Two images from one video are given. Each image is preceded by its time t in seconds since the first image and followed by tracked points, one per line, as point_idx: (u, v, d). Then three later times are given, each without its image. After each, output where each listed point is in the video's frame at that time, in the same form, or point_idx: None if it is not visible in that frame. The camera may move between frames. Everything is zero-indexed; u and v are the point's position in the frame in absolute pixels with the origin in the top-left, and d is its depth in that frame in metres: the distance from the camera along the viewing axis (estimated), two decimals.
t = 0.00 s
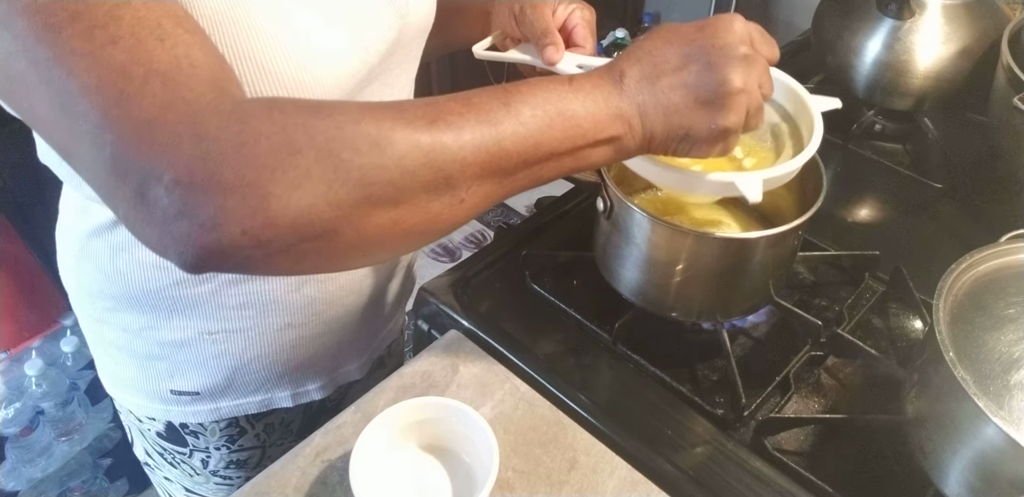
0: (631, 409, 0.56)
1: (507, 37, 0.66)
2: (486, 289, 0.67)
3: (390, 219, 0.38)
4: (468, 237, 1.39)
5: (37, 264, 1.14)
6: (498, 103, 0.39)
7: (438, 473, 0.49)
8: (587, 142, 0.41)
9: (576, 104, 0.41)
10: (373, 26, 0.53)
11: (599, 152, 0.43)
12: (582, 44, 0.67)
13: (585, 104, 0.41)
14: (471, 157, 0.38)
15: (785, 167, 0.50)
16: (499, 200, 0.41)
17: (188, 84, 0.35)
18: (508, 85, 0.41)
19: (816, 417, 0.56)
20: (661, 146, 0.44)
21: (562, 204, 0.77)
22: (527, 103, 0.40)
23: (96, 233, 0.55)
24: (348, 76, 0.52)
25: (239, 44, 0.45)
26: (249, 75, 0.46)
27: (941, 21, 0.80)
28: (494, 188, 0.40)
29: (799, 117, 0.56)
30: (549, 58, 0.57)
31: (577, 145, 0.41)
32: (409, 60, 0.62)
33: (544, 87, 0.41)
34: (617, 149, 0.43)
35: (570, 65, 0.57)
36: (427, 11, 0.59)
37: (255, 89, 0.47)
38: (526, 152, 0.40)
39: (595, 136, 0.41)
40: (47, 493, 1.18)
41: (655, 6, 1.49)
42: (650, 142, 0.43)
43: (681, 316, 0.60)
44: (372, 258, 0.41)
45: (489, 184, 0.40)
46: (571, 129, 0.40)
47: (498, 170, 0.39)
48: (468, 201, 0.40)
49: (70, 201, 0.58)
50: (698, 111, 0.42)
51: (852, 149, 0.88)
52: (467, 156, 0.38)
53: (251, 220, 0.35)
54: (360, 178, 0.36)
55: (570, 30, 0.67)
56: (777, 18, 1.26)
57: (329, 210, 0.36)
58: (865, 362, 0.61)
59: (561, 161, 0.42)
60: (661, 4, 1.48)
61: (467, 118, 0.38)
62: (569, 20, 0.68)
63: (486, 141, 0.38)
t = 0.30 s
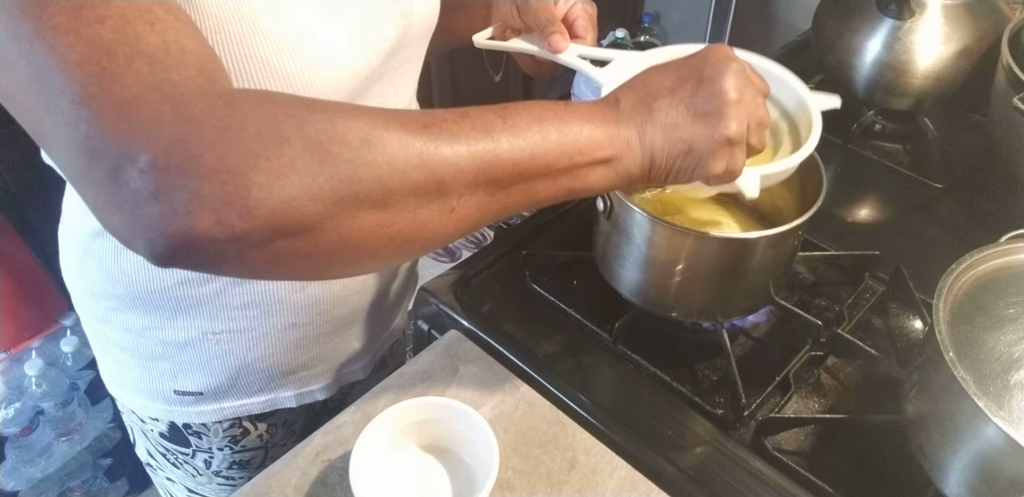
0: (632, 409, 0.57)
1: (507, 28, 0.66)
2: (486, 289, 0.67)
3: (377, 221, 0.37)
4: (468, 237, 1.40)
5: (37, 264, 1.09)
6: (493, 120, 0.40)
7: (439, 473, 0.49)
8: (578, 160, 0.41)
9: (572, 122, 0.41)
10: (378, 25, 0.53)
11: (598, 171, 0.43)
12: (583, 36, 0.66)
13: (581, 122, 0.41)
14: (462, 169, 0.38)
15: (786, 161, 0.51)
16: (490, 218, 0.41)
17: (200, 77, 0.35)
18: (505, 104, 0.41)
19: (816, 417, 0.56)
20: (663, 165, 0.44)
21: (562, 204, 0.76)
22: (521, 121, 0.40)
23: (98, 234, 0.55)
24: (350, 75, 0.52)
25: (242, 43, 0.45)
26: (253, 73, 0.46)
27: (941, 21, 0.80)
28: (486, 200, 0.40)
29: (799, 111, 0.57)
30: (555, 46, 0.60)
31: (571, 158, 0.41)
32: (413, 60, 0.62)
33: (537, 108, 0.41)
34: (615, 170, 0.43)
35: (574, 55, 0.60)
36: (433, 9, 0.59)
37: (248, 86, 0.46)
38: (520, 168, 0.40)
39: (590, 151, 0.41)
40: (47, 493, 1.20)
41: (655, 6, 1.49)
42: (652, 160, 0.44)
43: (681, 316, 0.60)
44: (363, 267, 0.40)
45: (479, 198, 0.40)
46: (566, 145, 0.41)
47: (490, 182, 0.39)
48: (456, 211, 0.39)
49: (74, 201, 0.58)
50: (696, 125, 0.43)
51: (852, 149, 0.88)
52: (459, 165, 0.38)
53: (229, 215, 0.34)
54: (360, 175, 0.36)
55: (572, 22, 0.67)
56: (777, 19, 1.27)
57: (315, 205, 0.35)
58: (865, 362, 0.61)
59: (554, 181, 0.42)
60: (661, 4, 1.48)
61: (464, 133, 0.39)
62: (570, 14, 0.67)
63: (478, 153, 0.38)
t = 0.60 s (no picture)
0: (633, 410, 0.57)
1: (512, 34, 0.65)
2: (486, 289, 0.67)
3: (346, 233, 0.36)
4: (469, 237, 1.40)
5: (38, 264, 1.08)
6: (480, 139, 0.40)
7: (438, 473, 0.49)
8: (566, 185, 0.41)
9: (561, 146, 0.41)
10: (378, 25, 0.54)
11: (590, 198, 0.42)
12: (588, 40, 0.67)
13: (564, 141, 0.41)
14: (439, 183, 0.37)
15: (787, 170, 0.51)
16: (470, 238, 0.40)
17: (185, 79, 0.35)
18: (489, 127, 0.41)
19: (816, 417, 0.56)
20: (662, 195, 0.44)
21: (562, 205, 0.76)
22: (509, 142, 0.40)
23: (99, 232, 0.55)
24: (352, 76, 0.52)
25: (240, 45, 0.45)
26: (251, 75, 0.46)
27: (941, 21, 0.80)
28: (466, 220, 0.39)
29: (803, 112, 0.56)
30: (561, 49, 0.58)
31: (554, 177, 0.40)
32: (415, 61, 0.62)
33: (528, 130, 0.41)
34: (607, 198, 0.42)
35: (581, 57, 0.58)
36: (433, 11, 0.60)
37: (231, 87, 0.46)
38: (501, 188, 0.39)
39: (579, 177, 0.41)
40: (47, 493, 1.21)
41: (655, 6, 1.50)
42: (649, 190, 0.43)
43: (681, 316, 0.60)
44: (338, 282, 0.39)
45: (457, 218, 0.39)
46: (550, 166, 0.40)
47: (468, 201, 0.38)
48: (433, 228, 0.38)
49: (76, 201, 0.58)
50: (698, 153, 0.43)
51: (852, 149, 0.88)
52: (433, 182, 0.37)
53: (194, 213, 0.33)
54: (361, 174, 0.36)
55: (576, 27, 0.67)
56: (777, 19, 1.27)
57: (281, 211, 0.34)
58: (865, 362, 0.61)
59: (540, 205, 0.41)
60: (661, 4, 1.48)
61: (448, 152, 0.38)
62: (574, 18, 0.67)
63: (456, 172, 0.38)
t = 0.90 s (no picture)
0: (632, 409, 0.57)
1: (511, 38, 0.65)
2: (486, 288, 0.67)
3: (327, 236, 0.36)
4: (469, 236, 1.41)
5: (37, 261, 1.08)
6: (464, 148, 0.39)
7: (438, 473, 0.49)
8: (555, 195, 0.40)
9: (548, 157, 0.40)
10: (377, 24, 0.54)
11: (577, 209, 0.41)
12: (586, 45, 0.67)
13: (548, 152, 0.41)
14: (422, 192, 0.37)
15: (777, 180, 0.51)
16: (456, 247, 0.39)
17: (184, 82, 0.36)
18: (475, 137, 0.40)
19: (816, 417, 0.56)
20: (657, 206, 0.43)
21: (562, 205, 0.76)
22: (495, 151, 0.40)
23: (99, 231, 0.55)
24: (349, 76, 0.52)
25: (235, 44, 0.45)
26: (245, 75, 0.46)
27: (941, 21, 0.80)
28: (451, 228, 0.38)
29: (795, 126, 0.56)
30: (557, 53, 0.59)
31: (537, 186, 0.40)
32: (414, 61, 0.62)
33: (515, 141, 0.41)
34: (597, 209, 0.42)
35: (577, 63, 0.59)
36: (432, 10, 0.60)
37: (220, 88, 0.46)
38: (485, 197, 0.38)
39: (569, 188, 0.40)
40: (47, 493, 1.20)
41: (655, 6, 1.50)
42: (643, 201, 0.43)
43: (681, 316, 0.60)
44: (325, 288, 0.38)
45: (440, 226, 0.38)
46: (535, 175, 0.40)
47: (451, 209, 0.38)
48: (414, 236, 0.38)
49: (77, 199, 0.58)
50: (687, 159, 0.43)
51: (852, 149, 0.88)
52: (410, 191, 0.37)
53: (169, 213, 0.33)
54: (361, 173, 0.36)
55: (574, 32, 0.67)
56: (777, 19, 1.27)
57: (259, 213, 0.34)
58: (865, 362, 0.61)
59: (529, 216, 0.40)
60: (661, 4, 1.49)
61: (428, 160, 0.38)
62: (572, 24, 0.67)
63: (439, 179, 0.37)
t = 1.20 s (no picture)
0: (632, 409, 0.57)
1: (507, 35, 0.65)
2: (486, 289, 0.67)
3: (329, 227, 0.35)
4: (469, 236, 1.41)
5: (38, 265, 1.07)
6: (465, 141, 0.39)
7: (438, 473, 0.49)
8: (557, 189, 0.40)
9: (551, 154, 0.40)
10: (375, 22, 0.54)
11: (577, 202, 0.41)
12: (581, 37, 0.66)
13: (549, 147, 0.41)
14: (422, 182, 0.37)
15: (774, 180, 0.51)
16: (457, 242, 0.39)
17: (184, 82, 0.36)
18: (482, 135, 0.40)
19: (816, 417, 0.56)
20: (658, 205, 0.44)
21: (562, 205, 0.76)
22: (499, 145, 0.40)
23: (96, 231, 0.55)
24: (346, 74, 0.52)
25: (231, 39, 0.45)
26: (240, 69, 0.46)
27: (941, 21, 0.80)
28: (453, 221, 0.38)
29: (791, 122, 0.56)
30: (551, 47, 0.58)
31: (537, 176, 0.40)
32: (412, 60, 0.62)
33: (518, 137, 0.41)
34: (598, 204, 0.42)
35: (571, 57, 0.59)
36: (429, 9, 0.60)
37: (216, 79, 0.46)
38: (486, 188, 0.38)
39: (571, 183, 0.40)
40: (47, 493, 1.20)
41: (655, 6, 1.50)
42: (643, 201, 0.43)
43: (681, 316, 0.60)
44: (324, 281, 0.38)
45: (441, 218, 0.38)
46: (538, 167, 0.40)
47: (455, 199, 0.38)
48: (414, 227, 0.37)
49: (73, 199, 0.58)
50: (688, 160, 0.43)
51: (852, 149, 0.88)
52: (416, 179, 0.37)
53: (171, 198, 0.33)
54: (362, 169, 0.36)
55: (569, 25, 0.67)
56: (777, 19, 1.27)
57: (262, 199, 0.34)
58: (865, 362, 0.61)
59: (530, 212, 0.40)
60: (661, 4, 1.49)
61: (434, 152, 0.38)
62: (567, 17, 0.67)
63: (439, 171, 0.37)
